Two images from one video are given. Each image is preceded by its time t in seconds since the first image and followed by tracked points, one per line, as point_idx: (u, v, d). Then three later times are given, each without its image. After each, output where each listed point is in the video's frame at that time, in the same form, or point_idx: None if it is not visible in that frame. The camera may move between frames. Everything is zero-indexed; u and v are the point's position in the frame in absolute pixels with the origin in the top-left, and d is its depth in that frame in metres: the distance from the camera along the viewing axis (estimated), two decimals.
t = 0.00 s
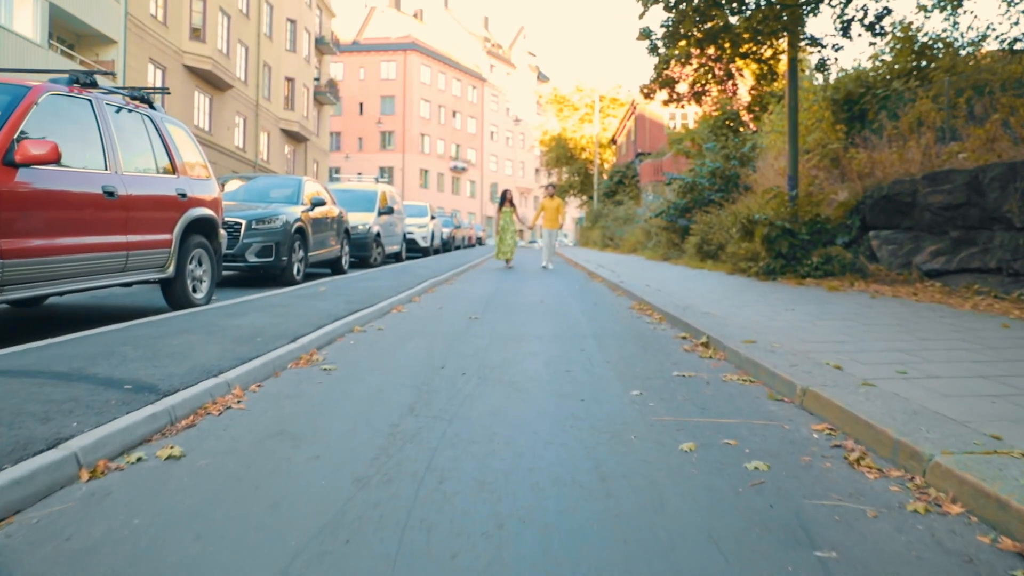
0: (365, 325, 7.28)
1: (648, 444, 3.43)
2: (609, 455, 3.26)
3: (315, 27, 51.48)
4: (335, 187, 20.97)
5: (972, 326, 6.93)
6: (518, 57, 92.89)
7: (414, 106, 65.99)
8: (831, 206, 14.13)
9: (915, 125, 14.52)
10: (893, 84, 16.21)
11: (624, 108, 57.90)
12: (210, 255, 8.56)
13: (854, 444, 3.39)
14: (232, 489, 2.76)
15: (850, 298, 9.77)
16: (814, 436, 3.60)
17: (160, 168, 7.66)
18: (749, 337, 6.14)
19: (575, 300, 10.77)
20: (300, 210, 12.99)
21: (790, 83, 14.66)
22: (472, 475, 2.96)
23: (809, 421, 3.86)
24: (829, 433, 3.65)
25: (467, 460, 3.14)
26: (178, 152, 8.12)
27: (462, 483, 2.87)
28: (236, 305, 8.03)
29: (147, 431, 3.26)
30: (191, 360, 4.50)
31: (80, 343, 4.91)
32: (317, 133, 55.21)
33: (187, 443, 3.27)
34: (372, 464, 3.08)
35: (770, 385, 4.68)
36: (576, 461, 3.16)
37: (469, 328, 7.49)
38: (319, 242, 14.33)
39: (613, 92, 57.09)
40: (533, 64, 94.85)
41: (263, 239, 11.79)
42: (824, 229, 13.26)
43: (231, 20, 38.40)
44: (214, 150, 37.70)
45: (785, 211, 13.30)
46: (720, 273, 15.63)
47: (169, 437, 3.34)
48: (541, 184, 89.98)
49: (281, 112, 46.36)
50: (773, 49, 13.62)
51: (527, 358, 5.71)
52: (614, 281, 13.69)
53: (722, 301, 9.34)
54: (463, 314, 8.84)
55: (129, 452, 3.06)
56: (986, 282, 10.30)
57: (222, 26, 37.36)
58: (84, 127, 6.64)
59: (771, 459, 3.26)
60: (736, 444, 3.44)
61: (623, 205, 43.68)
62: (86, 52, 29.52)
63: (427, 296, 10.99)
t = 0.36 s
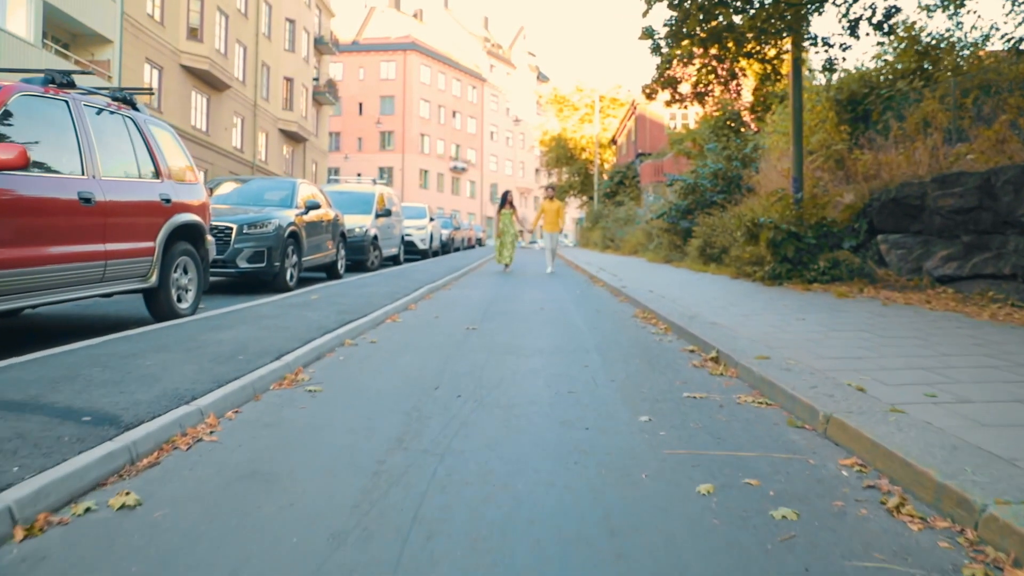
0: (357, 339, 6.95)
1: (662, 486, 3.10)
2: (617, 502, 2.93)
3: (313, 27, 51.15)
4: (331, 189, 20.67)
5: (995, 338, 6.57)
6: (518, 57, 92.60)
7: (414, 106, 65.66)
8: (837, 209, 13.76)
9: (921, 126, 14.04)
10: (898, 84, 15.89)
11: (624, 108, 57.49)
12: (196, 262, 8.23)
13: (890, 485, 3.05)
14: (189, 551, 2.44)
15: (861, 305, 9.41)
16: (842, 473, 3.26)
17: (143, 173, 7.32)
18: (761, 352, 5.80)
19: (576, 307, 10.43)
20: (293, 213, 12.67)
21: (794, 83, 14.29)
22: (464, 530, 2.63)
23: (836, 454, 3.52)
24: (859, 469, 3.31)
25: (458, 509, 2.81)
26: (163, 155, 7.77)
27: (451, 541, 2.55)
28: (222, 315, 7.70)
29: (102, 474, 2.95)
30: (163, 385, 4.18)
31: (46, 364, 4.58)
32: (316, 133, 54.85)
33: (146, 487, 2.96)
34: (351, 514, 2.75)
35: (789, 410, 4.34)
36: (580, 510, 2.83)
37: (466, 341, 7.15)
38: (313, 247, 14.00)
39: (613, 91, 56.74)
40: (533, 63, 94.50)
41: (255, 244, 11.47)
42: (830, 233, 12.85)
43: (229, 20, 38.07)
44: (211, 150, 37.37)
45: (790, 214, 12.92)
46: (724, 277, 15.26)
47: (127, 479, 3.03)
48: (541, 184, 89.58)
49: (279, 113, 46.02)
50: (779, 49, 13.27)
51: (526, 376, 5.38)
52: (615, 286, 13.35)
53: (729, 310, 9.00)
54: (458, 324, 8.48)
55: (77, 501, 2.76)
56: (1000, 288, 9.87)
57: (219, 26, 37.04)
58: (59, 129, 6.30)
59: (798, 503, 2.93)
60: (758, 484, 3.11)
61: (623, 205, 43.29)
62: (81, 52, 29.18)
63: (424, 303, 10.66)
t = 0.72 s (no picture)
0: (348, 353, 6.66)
1: (672, 536, 2.79)
2: (624, 557, 2.63)
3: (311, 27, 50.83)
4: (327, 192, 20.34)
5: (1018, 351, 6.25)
6: (518, 58, 92.28)
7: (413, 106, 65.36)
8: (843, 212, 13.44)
9: (927, 127, 13.68)
10: (904, 84, 15.53)
11: (624, 108, 57.15)
12: (182, 272, 7.93)
13: (929, 535, 2.74)
14: None
15: (870, 313, 9.08)
16: (872, 517, 2.94)
17: (124, 181, 7.02)
18: (773, 368, 5.48)
19: (576, 315, 10.11)
20: (286, 218, 12.36)
21: (800, 83, 13.97)
22: None
23: (862, 492, 3.22)
24: (890, 511, 3.00)
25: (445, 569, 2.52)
26: (146, 162, 7.48)
27: None
28: (208, 328, 7.40)
29: (47, 529, 2.67)
30: (131, 416, 3.89)
31: (9, 389, 4.30)
32: (314, 134, 54.51)
33: (97, 543, 2.67)
34: None
35: (806, 437, 4.03)
36: (582, 569, 2.53)
37: (462, 354, 6.85)
38: (308, 252, 13.70)
39: (613, 92, 56.44)
40: (533, 63, 94.17)
41: (247, 250, 11.16)
42: (836, 236, 12.52)
43: (226, 20, 37.76)
44: (208, 151, 37.05)
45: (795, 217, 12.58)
46: (727, 282, 14.92)
47: (77, 532, 2.75)
48: (541, 185, 89.22)
49: (277, 113, 45.69)
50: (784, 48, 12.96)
51: (524, 397, 5.08)
52: (616, 291, 13.04)
53: (735, 319, 8.68)
54: (454, 334, 8.17)
55: (14, 564, 2.48)
56: (1015, 296, 9.54)
57: (216, 26, 36.72)
58: (31, 134, 6.01)
59: (826, 557, 2.63)
60: (781, 533, 2.81)
61: (624, 206, 42.96)
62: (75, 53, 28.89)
63: (420, 311, 10.35)
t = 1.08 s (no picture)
0: (338, 367, 6.32)
1: None
2: None
3: (311, 26, 50.47)
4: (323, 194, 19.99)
5: None
6: (518, 58, 91.91)
7: (413, 106, 65.01)
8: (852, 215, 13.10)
9: (937, 128, 13.36)
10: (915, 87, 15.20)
11: (625, 109, 56.83)
12: (167, 279, 7.59)
13: None
14: None
15: (884, 322, 8.73)
16: (920, 575, 2.60)
17: (104, 184, 6.68)
18: (790, 388, 5.14)
19: (578, 323, 9.77)
20: (279, 221, 12.02)
21: (807, 83, 13.63)
22: None
23: (905, 541, 2.88)
24: (940, 567, 2.66)
25: None
26: (130, 164, 7.14)
27: None
28: (193, 339, 7.06)
29: None
30: (94, 447, 3.55)
31: None
32: (313, 134, 54.16)
33: None
34: None
35: (833, 470, 3.69)
36: None
37: (459, 368, 6.50)
38: (302, 256, 13.35)
39: (614, 92, 56.13)
40: (533, 64, 93.85)
41: (238, 255, 10.83)
42: (844, 240, 12.18)
43: (224, 19, 37.40)
44: (205, 152, 36.70)
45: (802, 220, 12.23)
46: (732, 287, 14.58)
47: None
48: (541, 185, 88.90)
49: (275, 113, 45.31)
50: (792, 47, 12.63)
51: (525, 420, 4.74)
52: (618, 296, 12.69)
53: (744, 329, 8.34)
54: (450, 346, 7.82)
55: None
56: None
57: (214, 25, 36.35)
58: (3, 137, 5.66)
59: None
60: None
61: (624, 207, 42.62)
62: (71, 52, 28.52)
63: (416, 318, 10.01)
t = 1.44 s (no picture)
0: (328, 382, 6.02)
1: None
2: None
3: (310, 26, 50.18)
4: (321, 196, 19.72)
5: None
6: (518, 58, 91.64)
7: (413, 106, 64.73)
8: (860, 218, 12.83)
9: (950, 128, 13.18)
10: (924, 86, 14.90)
11: (626, 109, 56.54)
12: (153, 286, 7.30)
13: None
14: None
15: (897, 330, 8.44)
16: None
17: (83, 188, 6.38)
18: (806, 406, 4.85)
19: (578, 330, 9.46)
20: (272, 225, 11.73)
21: (814, 83, 13.35)
22: None
23: None
24: None
25: None
26: (111, 167, 6.84)
27: None
28: (177, 349, 6.75)
29: None
30: (51, 479, 3.25)
31: None
32: (312, 134, 53.87)
33: None
34: None
35: (858, 502, 3.39)
36: None
37: (454, 382, 6.20)
38: (296, 260, 13.05)
39: (614, 92, 55.90)
40: (533, 64, 93.56)
41: (230, 259, 10.54)
42: (851, 243, 11.88)
43: (222, 19, 37.11)
44: (203, 151, 36.44)
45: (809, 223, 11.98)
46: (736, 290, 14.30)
47: None
48: (541, 185, 88.64)
49: (274, 113, 45.04)
50: (799, 46, 12.35)
51: (523, 442, 4.44)
52: (620, 301, 12.40)
53: (751, 338, 8.04)
54: (445, 355, 7.53)
55: None
56: None
57: (212, 25, 36.06)
58: None
59: None
60: None
61: (625, 208, 42.34)
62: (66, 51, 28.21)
63: (412, 325, 9.71)
